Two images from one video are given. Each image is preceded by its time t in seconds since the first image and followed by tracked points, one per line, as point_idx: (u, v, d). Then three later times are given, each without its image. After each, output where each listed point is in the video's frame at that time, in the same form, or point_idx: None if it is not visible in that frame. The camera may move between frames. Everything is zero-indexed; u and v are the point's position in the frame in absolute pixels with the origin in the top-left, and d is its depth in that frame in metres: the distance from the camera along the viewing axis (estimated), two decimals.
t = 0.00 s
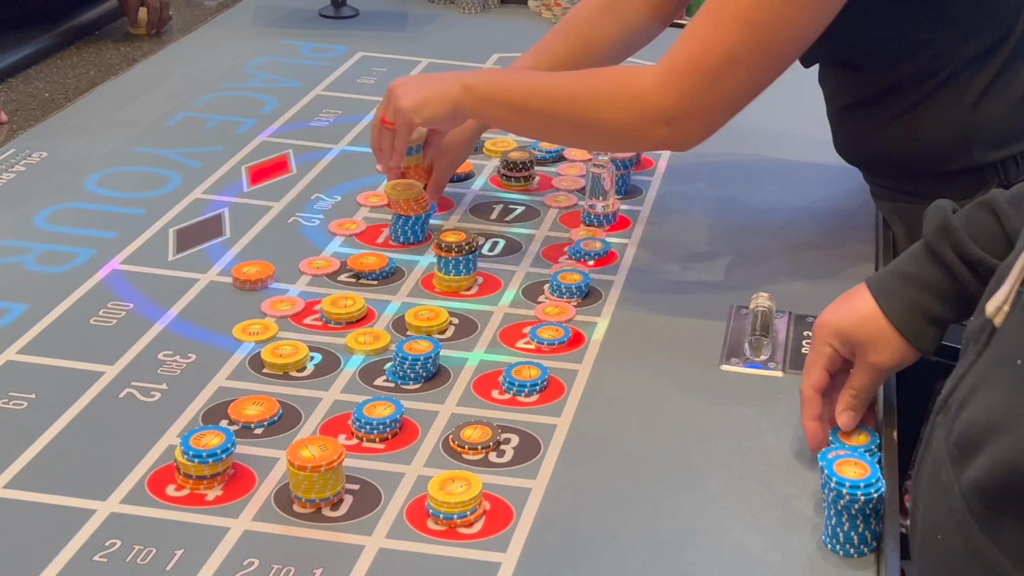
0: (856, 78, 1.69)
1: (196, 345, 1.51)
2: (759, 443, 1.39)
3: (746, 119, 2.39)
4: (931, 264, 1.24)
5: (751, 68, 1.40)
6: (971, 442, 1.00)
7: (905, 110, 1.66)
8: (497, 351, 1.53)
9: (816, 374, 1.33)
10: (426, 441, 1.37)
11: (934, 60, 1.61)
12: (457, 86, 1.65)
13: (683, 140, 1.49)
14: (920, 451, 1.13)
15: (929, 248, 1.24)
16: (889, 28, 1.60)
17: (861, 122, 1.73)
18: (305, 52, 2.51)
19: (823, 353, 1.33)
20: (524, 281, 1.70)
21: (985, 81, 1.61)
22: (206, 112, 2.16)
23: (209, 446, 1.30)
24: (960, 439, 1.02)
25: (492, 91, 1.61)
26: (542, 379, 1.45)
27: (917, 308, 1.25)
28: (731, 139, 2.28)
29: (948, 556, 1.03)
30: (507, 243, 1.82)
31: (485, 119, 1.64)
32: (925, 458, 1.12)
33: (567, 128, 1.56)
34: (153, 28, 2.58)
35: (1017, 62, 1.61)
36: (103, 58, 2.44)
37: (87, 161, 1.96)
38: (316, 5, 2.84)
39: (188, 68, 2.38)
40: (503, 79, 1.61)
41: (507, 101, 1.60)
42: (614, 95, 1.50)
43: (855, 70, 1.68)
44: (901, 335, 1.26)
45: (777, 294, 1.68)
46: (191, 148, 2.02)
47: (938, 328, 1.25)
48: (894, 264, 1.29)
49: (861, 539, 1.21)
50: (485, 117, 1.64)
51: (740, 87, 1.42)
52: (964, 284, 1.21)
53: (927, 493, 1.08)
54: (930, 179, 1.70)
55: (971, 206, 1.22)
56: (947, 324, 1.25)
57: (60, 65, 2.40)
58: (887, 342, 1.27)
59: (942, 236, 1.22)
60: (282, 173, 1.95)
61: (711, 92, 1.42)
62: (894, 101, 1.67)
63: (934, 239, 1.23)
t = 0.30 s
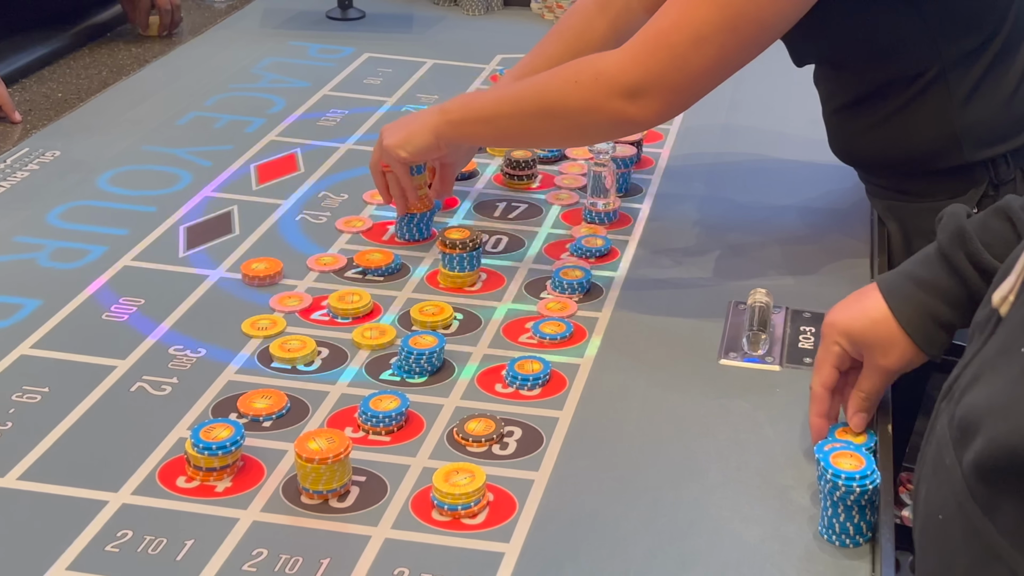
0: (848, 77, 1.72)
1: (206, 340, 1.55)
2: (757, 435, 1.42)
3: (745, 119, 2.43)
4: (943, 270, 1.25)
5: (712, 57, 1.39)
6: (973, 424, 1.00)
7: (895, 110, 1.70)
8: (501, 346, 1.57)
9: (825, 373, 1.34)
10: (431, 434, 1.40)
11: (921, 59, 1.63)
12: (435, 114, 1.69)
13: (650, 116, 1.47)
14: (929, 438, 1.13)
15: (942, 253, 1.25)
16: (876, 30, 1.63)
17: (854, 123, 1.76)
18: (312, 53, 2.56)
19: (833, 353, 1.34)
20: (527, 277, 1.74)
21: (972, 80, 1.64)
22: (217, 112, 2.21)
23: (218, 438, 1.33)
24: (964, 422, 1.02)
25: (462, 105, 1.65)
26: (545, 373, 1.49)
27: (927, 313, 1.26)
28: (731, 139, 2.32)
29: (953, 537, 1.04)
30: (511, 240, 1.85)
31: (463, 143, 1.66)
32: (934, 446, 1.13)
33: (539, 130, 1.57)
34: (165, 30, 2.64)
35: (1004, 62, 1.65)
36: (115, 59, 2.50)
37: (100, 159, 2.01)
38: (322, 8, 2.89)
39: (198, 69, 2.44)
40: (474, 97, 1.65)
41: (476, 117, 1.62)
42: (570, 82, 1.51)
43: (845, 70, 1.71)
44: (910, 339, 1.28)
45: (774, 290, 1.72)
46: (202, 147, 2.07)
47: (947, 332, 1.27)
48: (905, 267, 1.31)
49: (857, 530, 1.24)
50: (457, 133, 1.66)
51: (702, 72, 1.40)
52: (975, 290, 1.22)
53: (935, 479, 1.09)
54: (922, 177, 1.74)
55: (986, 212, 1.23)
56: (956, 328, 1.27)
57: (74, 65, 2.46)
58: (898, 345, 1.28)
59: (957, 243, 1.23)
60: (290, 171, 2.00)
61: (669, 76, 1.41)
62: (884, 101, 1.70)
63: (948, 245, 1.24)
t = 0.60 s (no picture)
0: (845, 74, 1.74)
1: (216, 335, 1.58)
2: (755, 428, 1.45)
3: (745, 117, 2.46)
4: (939, 272, 1.28)
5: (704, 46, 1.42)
6: (964, 408, 1.04)
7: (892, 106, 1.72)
8: (504, 341, 1.60)
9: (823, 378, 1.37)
10: (435, 428, 1.44)
11: (916, 57, 1.66)
12: (436, 132, 1.75)
13: (647, 96, 1.49)
14: (920, 415, 1.17)
15: (937, 256, 1.28)
16: (872, 27, 1.66)
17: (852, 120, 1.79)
18: (320, 54, 2.60)
19: (832, 358, 1.37)
20: (530, 273, 1.78)
21: (967, 77, 1.67)
22: (226, 112, 2.25)
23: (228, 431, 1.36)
24: (954, 406, 1.06)
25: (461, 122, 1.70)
26: (547, 367, 1.52)
27: (924, 316, 1.29)
28: (731, 137, 2.35)
29: (940, 517, 1.08)
30: (513, 237, 1.89)
31: (475, 156, 1.72)
32: (923, 427, 1.16)
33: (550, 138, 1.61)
34: (176, 32, 2.70)
35: (999, 59, 1.67)
36: (127, 60, 2.55)
37: (112, 158, 2.05)
38: (330, 9, 2.93)
39: (208, 69, 2.48)
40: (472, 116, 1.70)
41: (479, 131, 1.67)
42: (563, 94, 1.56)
43: (841, 67, 1.74)
44: (909, 343, 1.31)
45: (772, 286, 1.75)
46: (211, 146, 2.11)
47: (945, 335, 1.30)
48: (903, 268, 1.33)
49: (853, 520, 1.27)
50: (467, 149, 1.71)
51: (693, 59, 1.43)
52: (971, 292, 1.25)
53: (923, 459, 1.13)
54: (919, 174, 1.77)
55: (979, 215, 1.26)
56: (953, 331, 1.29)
57: (87, 66, 2.51)
58: (897, 350, 1.31)
59: (952, 246, 1.25)
60: (298, 170, 2.04)
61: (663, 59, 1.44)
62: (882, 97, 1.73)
63: (943, 249, 1.26)
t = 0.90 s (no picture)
0: (871, 65, 1.85)
1: (225, 330, 1.62)
2: (752, 422, 1.48)
3: (745, 118, 2.50)
4: (912, 264, 1.33)
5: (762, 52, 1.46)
6: (965, 405, 1.07)
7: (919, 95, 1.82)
8: (508, 336, 1.63)
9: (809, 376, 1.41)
10: (439, 421, 1.47)
11: (940, 49, 1.76)
12: (474, 71, 1.69)
13: (722, 97, 1.51)
14: (913, 413, 1.20)
15: (910, 249, 1.33)
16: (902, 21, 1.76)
17: (879, 109, 1.89)
18: (326, 55, 2.68)
19: (816, 356, 1.41)
20: (532, 270, 1.81)
21: (988, 67, 1.76)
22: (235, 112, 2.32)
23: (236, 424, 1.39)
24: (952, 403, 1.09)
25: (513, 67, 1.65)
26: (549, 362, 1.55)
27: (902, 308, 1.33)
28: (730, 137, 2.38)
29: (938, 513, 1.10)
30: (516, 234, 1.92)
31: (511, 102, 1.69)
32: (915, 423, 1.19)
33: (594, 102, 1.60)
34: (191, 35, 2.75)
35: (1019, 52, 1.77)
36: (138, 61, 2.61)
37: (124, 157, 2.10)
38: (335, 11, 3.02)
39: (217, 70, 2.54)
40: (522, 61, 1.64)
41: (525, 88, 1.64)
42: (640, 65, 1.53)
43: (869, 59, 1.84)
44: (892, 337, 1.34)
45: (769, 282, 1.79)
46: (221, 145, 2.16)
47: (924, 324, 1.34)
48: (878, 263, 1.38)
49: (848, 512, 1.29)
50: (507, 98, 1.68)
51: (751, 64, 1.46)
52: (946, 281, 1.30)
53: (918, 455, 1.16)
54: (942, 164, 1.87)
55: (947, 207, 1.31)
56: (930, 320, 1.34)
57: (97, 66, 2.57)
58: (881, 344, 1.35)
59: (923, 238, 1.30)
60: (305, 169, 2.09)
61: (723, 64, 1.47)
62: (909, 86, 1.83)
63: (915, 241, 1.31)
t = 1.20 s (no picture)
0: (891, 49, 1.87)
1: (233, 325, 1.66)
2: (750, 416, 1.51)
3: (744, 117, 2.55)
4: (892, 261, 1.36)
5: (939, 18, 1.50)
6: (972, 413, 1.09)
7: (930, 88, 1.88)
8: (511, 331, 1.66)
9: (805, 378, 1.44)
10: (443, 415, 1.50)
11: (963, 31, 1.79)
12: (676, 14, 1.79)
13: (912, 100, 1.57)
14: (915, 418, 1.22)
15: (889, 245, 1.36)
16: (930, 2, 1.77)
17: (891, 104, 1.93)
18: (333, 56, 2.76)
19: (808, 359, 1.44)
20: (535, 266, 1.84)
21: (1003, 55, 1.81)
22: (243, 112, 2.37)
23: (245, 418, 1.42)
24: (958, 410, 1.11)
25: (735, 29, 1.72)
26: (551, 357, 1.58)
27: (884, 304, 1.36)
28: (729, 137, 2.42)
29: (947, 521, 1.12)
30: (519, 232, 1.95)
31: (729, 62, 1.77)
32: (918, 427, 1.21)
33: (793, 83, 1.68)
34: (200, 39, 2.78)
35: None
36: (148, 62, 2.66)
37: (135, 157, 2.15)
38: (343, 13, 3.10)
39: (225, 72, 2.60)
40: (738, 23, 1.71)
41: (722, 34, 1.73)
42: (840, 63, 1.59)
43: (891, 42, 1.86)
44: (877, 332, 1.37)
45: (767, 278, 1.82)
46: (230, 145, 2.21)
47: (907, 318, 1.38)
48: (858, 261, 1.41)
49: (844, 504, 1.32)
50: (709, 46, 1.77)
51: (928, 37, 1.50)
52: (928, 275, 1.33)
53: (921, 459, 1.18)
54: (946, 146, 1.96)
55: (925, 201, 1.36)
56: (912, 313, 1.38)
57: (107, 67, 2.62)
58: (867, 340, 1.38)
59: (903, 234, 1.35)
60: (312, 168, 2.14)
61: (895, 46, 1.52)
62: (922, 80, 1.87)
63: (895, 237, 1.35)
